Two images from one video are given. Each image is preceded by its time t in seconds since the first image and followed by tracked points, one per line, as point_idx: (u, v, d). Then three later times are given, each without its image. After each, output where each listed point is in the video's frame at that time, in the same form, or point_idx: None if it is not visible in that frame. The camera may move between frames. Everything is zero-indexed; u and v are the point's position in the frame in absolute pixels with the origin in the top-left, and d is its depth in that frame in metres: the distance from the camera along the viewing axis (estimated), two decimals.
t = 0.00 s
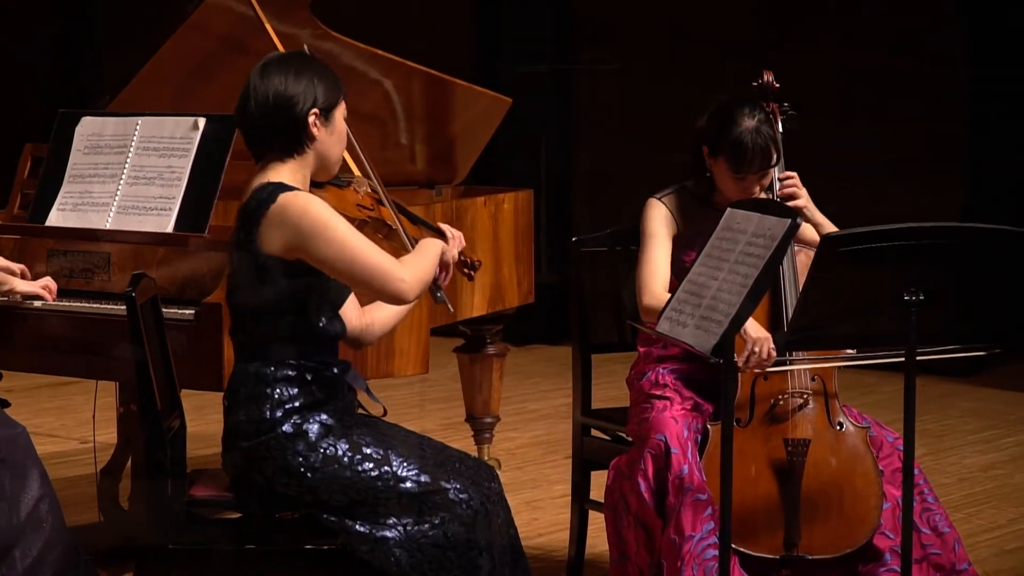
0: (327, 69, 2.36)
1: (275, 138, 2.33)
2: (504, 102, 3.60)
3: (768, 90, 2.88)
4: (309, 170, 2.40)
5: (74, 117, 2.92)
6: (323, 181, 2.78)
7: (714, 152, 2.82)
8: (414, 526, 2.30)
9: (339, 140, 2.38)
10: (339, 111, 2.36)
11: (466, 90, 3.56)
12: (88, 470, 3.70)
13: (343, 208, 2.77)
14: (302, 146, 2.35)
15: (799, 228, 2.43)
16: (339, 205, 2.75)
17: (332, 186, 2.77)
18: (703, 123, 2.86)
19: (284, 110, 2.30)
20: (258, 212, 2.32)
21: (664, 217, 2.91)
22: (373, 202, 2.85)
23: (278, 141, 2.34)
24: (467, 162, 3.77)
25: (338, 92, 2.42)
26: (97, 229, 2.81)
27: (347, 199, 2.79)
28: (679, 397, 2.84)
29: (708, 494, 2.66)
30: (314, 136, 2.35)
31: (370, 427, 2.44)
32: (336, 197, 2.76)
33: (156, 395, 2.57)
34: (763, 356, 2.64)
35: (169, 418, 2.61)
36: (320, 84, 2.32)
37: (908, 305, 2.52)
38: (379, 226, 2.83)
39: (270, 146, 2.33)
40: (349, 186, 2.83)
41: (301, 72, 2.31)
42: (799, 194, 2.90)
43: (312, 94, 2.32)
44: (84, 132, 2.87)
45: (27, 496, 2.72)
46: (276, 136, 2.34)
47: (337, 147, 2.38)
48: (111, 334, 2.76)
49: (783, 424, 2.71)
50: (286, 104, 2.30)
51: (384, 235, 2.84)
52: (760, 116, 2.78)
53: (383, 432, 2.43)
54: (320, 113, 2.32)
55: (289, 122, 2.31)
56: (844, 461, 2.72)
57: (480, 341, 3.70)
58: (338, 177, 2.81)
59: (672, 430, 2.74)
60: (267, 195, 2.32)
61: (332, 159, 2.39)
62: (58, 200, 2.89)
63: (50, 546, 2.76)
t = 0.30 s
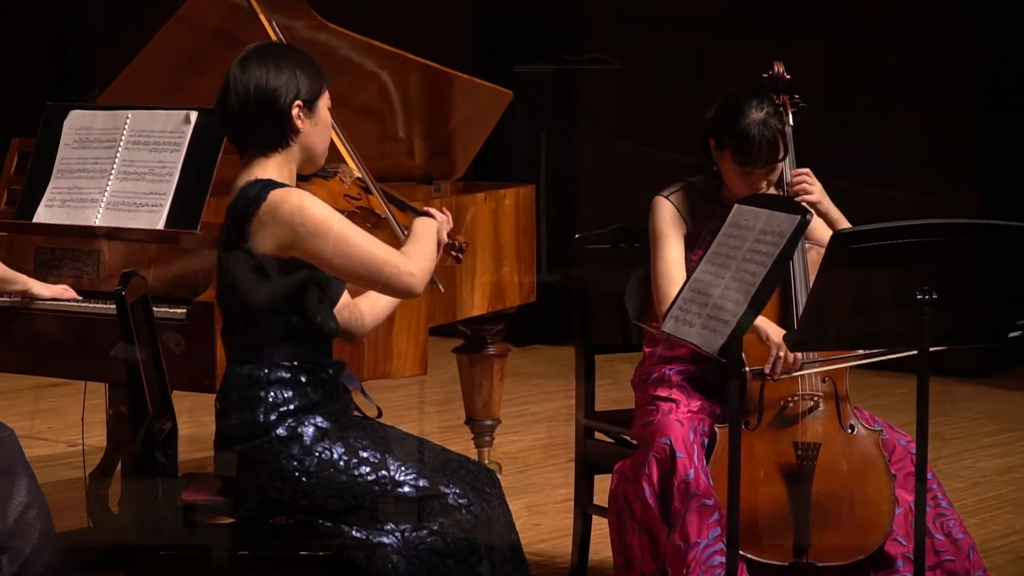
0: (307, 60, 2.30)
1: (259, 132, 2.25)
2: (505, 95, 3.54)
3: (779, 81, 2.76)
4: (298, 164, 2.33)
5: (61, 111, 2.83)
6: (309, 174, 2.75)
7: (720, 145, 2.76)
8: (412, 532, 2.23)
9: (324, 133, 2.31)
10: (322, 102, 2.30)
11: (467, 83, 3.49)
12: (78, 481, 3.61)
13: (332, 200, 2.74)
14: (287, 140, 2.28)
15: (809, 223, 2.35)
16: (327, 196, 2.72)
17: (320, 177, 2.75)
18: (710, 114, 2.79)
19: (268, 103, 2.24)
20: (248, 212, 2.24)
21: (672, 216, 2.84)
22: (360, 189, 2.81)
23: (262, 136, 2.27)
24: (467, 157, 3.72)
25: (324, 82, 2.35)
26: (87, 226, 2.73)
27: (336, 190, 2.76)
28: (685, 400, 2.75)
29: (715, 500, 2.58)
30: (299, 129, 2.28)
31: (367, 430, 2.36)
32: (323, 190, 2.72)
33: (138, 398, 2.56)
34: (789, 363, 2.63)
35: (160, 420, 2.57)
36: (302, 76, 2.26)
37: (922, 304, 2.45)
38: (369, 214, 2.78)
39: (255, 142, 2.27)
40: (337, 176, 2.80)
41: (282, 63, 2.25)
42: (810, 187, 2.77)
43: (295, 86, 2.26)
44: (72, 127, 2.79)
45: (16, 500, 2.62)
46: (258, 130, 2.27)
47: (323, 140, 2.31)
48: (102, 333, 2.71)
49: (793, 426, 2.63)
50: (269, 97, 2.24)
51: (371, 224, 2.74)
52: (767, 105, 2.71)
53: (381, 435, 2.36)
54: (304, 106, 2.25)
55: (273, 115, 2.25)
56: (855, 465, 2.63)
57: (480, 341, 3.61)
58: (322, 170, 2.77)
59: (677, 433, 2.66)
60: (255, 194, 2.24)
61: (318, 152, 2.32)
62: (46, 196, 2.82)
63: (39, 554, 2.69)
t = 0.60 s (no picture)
0: (294, 51, 2.25)
1: (242, 125, 2.22)
2: (506, 90, 3.47)
3: (789, 72, 2.71)
4: (284, 159, 2.29)
5: (49, 105, 2.78)
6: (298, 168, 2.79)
7: (725, 133, 2.70)
8: (409, 539, 2.15)
9: (310, 128, 2.27)
10: (308, 96, 2.25)
11: (469, 76, 3.44)
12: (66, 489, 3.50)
13: (319, 193, 2.78)
14: (270, 138, 2.24)
15: (818, 221, 2.34)
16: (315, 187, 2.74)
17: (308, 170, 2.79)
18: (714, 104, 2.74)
19: (248, 97, 2.21)
20: (234, 210, 2.22)
21: (674, 210, 2.77)
22: (350, 180, 2.83)
23: (244, 132, 2.23)
24: (467, 153, 3.62)
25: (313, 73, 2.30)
26: (76, 224, 2.67)
27: (326, 182, 2.80)
28: (690, 402, 2.69)
29: (720, 506, 2.53)
30: (282, 124, 2.24)
31: (363, 433, 2.28)
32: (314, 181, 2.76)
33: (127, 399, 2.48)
34: (796, 360, 2.57)
35: (148, 425, 2.47)
36: (286, 69, 2.21)
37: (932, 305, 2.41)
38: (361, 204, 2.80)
39: (238, 138, 2.23)
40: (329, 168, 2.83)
41: (264, 55, 2.21)
42: (814, 182, 2.69)
43: (279, 81, 2.22)
44: (61, 122, 2.75)
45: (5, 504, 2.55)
46: (241, 125, 2.23)
47: (308, 136, 2.26)
48: (91, 334, 2.66)
49: (802, 430, 2.56)
50: (251, 89, 2.21)
51: (362, 213, 2.74)
52: (771, 91, 2.67)
53: (378, 439, 2.28)
54: (286, 103, 2.21)
55: (254, 109, 2.21)
56: (865, 469, 2.55)
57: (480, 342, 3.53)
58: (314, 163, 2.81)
59: (681, 438, 2.59)
60: (241, 193, 2.21)
61: (305, 147, 2.27)
62: (33, 194, 2.75)
63: (27, 560, 2.62)
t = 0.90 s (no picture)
0: (284, 45, 2.19)
1: (231, 122, 2.16)
2: (507, 84, 3.34)
3: (797, 66, 2.69)
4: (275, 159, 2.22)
5: (35, 100, 2.71)
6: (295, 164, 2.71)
7: (731, 123, 2.63)
8: (407, 548, 2.09)
9: (302, 128, 2.20)
10: (299, 93, 2.18)
11: (468, 71, 3.33)
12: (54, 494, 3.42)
13: (319, 194, 2.71)
14: (258, 138, 2.17)
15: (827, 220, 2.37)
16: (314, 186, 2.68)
17: (305, 167, 2.70)
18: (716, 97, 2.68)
19: (235, 93, 2.15)
20: (221, 214, 2.15)
21: (681, 207, 2.69)
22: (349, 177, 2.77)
23: (231, 130, 2.17)
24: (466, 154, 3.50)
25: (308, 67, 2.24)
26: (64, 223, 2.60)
27: (324, 179, 2.73)
28: (694, 407, 2.62)
29: (726, 516, 2.46)
30: (271, 124, 2.17)
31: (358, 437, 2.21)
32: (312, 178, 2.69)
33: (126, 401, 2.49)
34: (797, 368, 2.49)
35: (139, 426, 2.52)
36: (274, 65, 2.15)
37: (945, 307, 2.32)
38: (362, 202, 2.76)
39: (222, 137, 2.17)
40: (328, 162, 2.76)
41: (252, 50, 2.15)
42: (824, 181, 2.66)
43: (269, 77, 2.15)
44: (48, 118, 2.67)
45: None
46: (228, 123, 2.17)
47: (299, 135, 2.20)
48: (85, 337, 2.61)
49: (812, 435, 2.50)
50: (236, 84, 2.15)
51: (361, 214, 2.69)
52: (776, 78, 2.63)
53: (375, 442, 2.22)
54: (274, 103, 2.15)
55: (242, 106, 2.15)
56: (876, 475, 2.49)
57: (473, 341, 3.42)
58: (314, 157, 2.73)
59: (686, 443, 2.52)
60: (229, 197, 2.15)
61: (295, 146, 2.20)
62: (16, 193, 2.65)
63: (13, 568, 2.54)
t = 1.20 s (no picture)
0: (276, 37, 2.12)
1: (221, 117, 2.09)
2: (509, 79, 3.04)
3: (808, 58, 2.66)
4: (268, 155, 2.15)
5: (23, 94, 2.65)
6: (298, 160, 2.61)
7: (731, 109, 2.60)
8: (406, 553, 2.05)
9: (296, 122, 2.13)
10: (292, 88, 2.12)
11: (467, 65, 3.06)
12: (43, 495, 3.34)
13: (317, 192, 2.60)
14: (251, 134, 2.11)
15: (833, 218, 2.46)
16: (314, 181, 2.59)
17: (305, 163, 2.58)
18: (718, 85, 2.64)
19: (227, 86, 2.08)
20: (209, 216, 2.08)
21: (683, 205, 2.62)
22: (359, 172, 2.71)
23: (224, 124, 2.11)
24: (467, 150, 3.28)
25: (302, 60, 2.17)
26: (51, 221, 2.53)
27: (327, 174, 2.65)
28: (699, 412, 2.55)
29: (730, 522, 2.40)
30: (262, 120, 2.10)
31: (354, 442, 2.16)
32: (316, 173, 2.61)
33: (124, 404, 2.73)
34: (790, 382, 2.49)
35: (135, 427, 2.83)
36: (268, 57, 2.08)
37: (959, 306, 2.28)
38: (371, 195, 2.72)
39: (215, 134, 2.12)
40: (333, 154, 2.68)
41: (243, 39, 2.08)
42: (835, 178, 2.62)
43: (261, 71, 2.08)
44: (36, 112, 2.61)
45: None
46: (220, 116, 2.11)
47: (294, 130, 2.13)
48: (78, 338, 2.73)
49: (823, 439, 2.48)
50: (229, 76, 2.08)
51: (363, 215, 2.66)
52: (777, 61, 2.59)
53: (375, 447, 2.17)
54: (263, 99, 2.09)
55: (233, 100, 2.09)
56: (888, 479, 2.45)
57: (479, 347, 3.00)
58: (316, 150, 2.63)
59: (690, 450, 2.47)
60: (217, 196, 2.07)
61: (290, 142, 2.13)
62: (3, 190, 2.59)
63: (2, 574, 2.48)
